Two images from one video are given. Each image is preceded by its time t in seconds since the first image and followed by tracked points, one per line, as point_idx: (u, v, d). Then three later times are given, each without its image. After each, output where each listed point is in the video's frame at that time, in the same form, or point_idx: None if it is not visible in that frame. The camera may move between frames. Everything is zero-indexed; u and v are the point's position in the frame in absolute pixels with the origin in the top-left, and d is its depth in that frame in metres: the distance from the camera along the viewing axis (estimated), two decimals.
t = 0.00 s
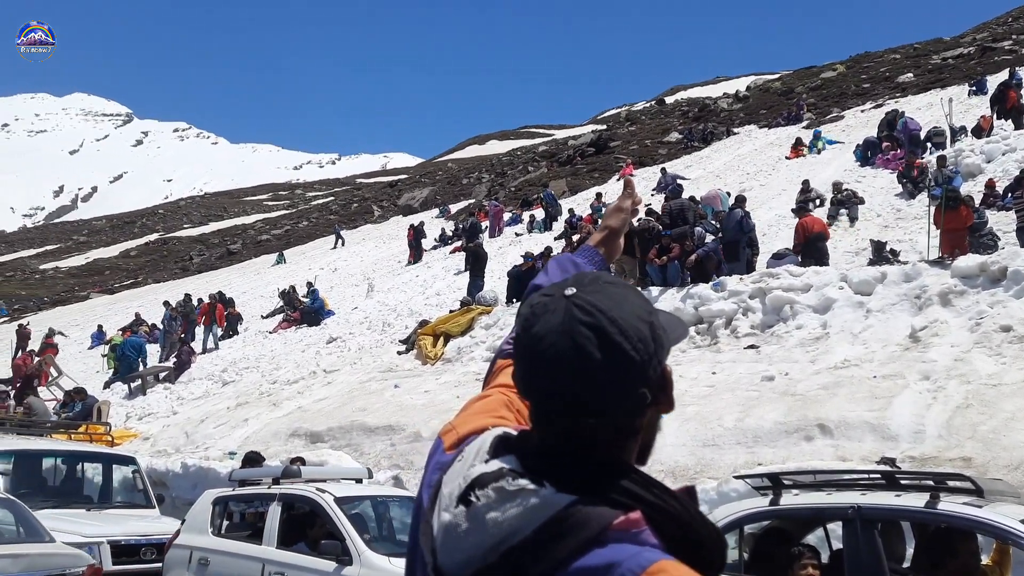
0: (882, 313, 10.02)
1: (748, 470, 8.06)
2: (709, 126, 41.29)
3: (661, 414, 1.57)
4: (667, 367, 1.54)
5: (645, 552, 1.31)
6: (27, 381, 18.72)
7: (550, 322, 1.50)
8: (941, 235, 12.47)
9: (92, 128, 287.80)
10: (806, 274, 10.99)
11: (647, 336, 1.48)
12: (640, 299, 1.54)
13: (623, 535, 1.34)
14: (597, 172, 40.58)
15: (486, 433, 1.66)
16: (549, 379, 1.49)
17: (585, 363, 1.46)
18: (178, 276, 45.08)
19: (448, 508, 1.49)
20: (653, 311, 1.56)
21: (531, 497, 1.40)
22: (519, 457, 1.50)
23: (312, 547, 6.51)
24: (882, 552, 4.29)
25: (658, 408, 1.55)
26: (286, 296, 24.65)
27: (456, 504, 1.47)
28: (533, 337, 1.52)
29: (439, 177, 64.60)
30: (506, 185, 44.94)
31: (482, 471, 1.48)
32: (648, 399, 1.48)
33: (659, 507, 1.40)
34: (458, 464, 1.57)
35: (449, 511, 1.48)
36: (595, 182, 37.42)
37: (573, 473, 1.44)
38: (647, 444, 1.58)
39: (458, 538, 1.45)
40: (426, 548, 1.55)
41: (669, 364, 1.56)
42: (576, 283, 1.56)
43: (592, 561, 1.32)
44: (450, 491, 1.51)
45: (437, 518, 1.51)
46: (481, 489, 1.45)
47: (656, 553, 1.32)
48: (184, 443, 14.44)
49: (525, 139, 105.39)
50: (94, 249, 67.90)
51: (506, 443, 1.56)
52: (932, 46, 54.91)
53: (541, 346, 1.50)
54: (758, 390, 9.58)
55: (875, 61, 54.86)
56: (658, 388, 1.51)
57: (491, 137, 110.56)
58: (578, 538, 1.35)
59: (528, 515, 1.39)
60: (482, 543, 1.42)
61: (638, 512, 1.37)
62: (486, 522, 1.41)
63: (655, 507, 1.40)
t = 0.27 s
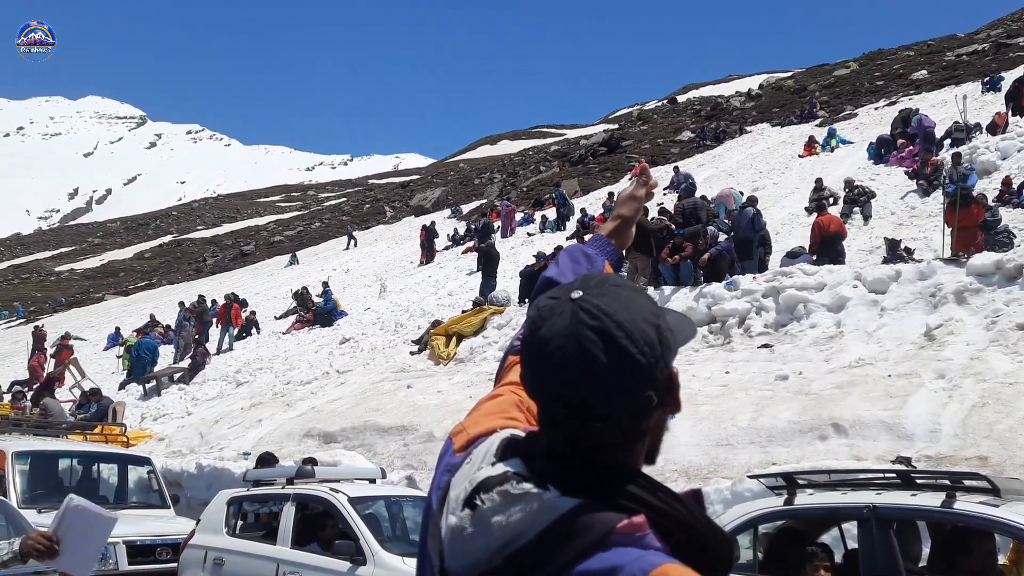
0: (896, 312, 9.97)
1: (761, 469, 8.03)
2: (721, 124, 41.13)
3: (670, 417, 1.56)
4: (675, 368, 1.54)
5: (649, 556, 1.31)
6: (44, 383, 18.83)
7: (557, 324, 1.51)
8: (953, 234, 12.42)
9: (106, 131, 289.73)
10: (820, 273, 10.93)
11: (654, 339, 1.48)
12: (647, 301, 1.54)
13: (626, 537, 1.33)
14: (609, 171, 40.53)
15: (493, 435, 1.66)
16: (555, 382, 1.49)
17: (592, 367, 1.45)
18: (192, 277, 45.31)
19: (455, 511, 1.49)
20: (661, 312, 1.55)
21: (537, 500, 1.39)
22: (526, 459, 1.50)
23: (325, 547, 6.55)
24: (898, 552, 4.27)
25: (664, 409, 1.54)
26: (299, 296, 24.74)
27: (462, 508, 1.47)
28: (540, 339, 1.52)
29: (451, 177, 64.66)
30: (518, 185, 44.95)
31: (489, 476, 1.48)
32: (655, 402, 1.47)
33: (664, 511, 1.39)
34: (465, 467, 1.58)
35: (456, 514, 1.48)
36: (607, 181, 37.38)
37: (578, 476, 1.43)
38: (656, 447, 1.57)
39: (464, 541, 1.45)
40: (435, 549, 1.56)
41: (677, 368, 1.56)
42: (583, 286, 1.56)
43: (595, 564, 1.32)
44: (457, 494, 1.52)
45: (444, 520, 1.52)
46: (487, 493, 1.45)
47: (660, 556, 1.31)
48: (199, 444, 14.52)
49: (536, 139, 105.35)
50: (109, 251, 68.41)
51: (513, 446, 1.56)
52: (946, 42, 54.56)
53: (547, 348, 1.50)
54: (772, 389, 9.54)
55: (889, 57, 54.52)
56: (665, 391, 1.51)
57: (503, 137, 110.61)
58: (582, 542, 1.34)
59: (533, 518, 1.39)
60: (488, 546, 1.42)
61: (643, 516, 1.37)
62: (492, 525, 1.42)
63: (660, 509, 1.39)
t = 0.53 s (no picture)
0: (910, 310, 9.91)
1: (774, 469, 8.01)
2: (732, 122, 40.95)
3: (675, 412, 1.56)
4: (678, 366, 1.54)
5: (656, 554, 1.31)
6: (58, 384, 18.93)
7: (562, 321, 1.50)
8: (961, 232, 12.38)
9: (119, 133, 291.45)
10: (833, 272, 10.88)
11: (657, 335, 1.47)
12: (650, 298, 1.54)
13: (633, 536, 1.33)
14: (620, 170, 40.49)
15: (497, 437, 1.65)
16: (561, 379, 1.49)
17: (597, 362, 1.45)
18: (205, 278, 45.51)
19: (461, 513, 1.48)
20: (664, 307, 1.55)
21: (543, 501, 1.38)
22: (532, 460, 1.49)
23: (338, 547, 6.58)
24: (913, 551, 4.24)
25: (668, 407, 1.54)
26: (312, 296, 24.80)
27: (468, 510, 1.46)
28: (545, 337, 1.51)
29: (461, 177, 64.74)
30: (529, 185, 44.96)
31: (494, 477, 1.47)
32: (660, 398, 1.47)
33: (670, 508, 1.38)
34: (470, 469, 1.57)
35: (462, 517, 1.47)
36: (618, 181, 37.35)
37: (581, 473, 1.44)
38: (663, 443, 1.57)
39: (471, 543, 1.44)
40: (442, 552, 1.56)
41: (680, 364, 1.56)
42: (586, 283, 1.56)
43: (604, 563, 1.32)
44: (463, 497, 1.51)
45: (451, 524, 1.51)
46: (493, 494, 1.44)
47: (668, 555, 1.31)
48: (212, 444, 14.58)
49: (547, 138, 105.32)
50: (122, 252, 68.76)
51: (517, 447, 1.55)
52: (959, 39, 54.25)
53: (552, 346, 1.50)
54: (785, 388, 9.50)
55: (901, 54, 54.25)
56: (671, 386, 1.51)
57: (513, 137, 110.64)
58: (590, 541, 1.34)
59: (541, 518, 1.38)
60: (495, 547, 1.41)
61: (649, 514, 1.36)
62: (499, 526, 1.41)
63: (667, 506, 1.39)
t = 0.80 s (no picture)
0: (922, 308, 9.87)
1: (786, 467, 7.98)
2: (742, 121, 40.85)
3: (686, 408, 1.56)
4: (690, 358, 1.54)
5: (678, 548, 1.30)
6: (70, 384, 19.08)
7: (577, 314, 1.50)
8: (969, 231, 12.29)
9: (130, 134, 292.93)
10: (844, 270, 10.84)
11: (671, 328, 1.48)
12: (662, 291, 1.54)
13: (654, 530, 1.33)
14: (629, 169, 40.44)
15: (509, 437, 1.64)
16: (578, 373, 1.48)
17: (613, 354, 1.45)
18: (215, 278, 45.67)
19: (477, 514, 1.47)
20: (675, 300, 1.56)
21: (563, 498, 1.38)
22: (547, 456, 1.48)
23: (349, 547, 6.60)
24: (925, 551, 4.23)
25: (681, 402, 1.54)
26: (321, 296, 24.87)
27: (486, 509, 1.45)
28: (560, 330, 1.51)
29: (470, 177, 64.77)
30: (538, 184, 44.96)
31: (510, 476, 1.46)
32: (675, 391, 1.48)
33: (689, 501, 1.38)
34: (483, 470, 1.55)
35: (478, 517, 1.46)
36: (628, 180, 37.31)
37: (598, 468, 1.43)
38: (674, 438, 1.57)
39: (489, 543, 1.43)
40: (456, 553, 1.54)
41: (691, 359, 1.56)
42: (600, 277, 1.56)
43: (627, 558, 1.32)
44: (478, 497, 1.49)
45: (465, 525, 1.49)
46: (509, 493, 1.42)
47: (690, 549, 1.31)
48: (223, 444, 14.64)
49: (556, 137, 105.26)
50: (134, 253, 69.07)
51: (530, 445, 1.54)
52: (971, 35, 53.93)
53: (567, 339, 1.49)
54: (796, 387, 9.47)
55: (912, 51, 53.98)
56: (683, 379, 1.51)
57: (522, 136, 110.64)
58: (612, 536, 1.33)
59: (560, 516, 1.37)
60: (513, 546, 1.40)
61: (669, 507, 1.36)
62: (517, 525, 1.39)
63: (685, 501, 1.38)
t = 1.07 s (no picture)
0: (930, 307, 9.83)
1: (793, 466, 7.96)
2: (749, 119, 40.75)
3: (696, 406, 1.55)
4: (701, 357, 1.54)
5: (688, 549, 1.30)
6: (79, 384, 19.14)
7: (589, 310, 1.50)
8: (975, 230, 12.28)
9: (137, 134, 293.79)
10: (851, 268, 10.82)
11: (681, 323, 1.48)
12: (674, 287, 1.54)
13: (664, 531, 1.33)
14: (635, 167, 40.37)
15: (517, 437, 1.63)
16: (589, 370, 1.49)
17: (623, 350, 1.45)
18: (223, 278, 45.74)
19: (486, 515, 1.46)
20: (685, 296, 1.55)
21: (572, 496, 1.37)
22: (557, 455, 1.48)
23: (356, 546, 6.61)
24: (935, 550, 4.21)
25: (692, 400, 1.53)
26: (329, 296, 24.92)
27: (495, 510, 1.45)
28: (571, 325, 1.51)
29: (477, 176, 64.74)
30: (545, 183, 44.92)
31: (519, 476, 1.46)
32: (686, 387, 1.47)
33: (700, 502, 1.38)
34: (491, 471, 1.55)
35: (488, 518, 1.45)
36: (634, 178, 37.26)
37: (609, 466, 1.43)
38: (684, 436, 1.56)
39: (498, 545, 1.42)
40: (465, 554, 1.53)
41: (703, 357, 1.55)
42: (612, 272, 1.56)
43: (636, 560, 1.31)
44: (487, 498, 1.49)
45: (474, 526, 1.49)
46: (519, 494, 1.42)
47: (701, 551, 1.31)
48: (231, 443, 14.67)
49: (562, 136, 105.14)
50: (141, 253, 69.23)
51: (540, 445, 1.54)
52: (979, 33, 53.70)
53: (579, 335, 1.50)
54: (804, 386, 9.45)
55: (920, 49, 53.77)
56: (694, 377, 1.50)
57: (529, 135, 110.57)
58: (622, 536, 1.33)
59: (570, 515, 1.36)
60: (523, 547, 1.40)
61: (679, 508, 1.36)
62: (526, 525, 1.39)
63: (695, 500, 1.38)
